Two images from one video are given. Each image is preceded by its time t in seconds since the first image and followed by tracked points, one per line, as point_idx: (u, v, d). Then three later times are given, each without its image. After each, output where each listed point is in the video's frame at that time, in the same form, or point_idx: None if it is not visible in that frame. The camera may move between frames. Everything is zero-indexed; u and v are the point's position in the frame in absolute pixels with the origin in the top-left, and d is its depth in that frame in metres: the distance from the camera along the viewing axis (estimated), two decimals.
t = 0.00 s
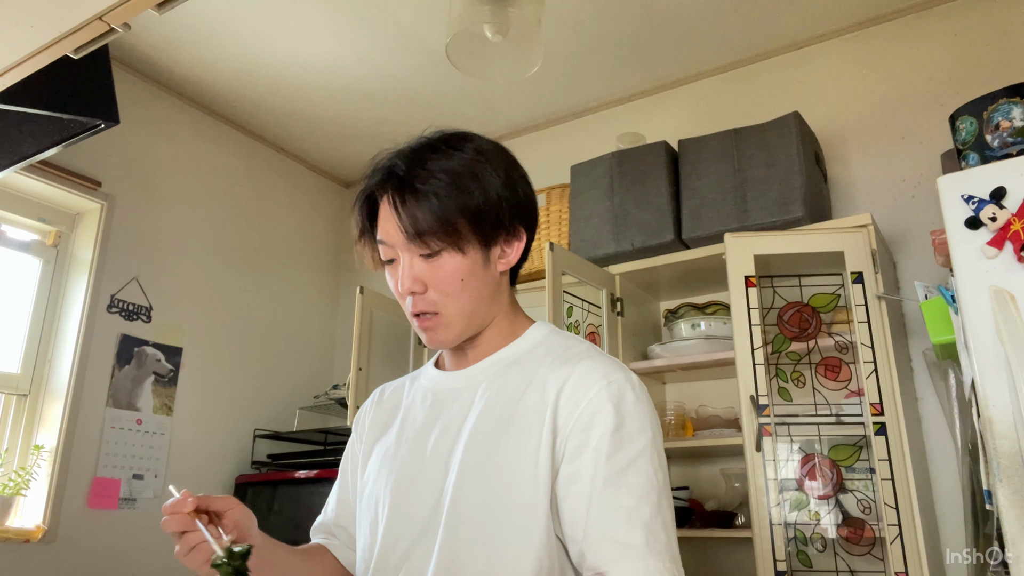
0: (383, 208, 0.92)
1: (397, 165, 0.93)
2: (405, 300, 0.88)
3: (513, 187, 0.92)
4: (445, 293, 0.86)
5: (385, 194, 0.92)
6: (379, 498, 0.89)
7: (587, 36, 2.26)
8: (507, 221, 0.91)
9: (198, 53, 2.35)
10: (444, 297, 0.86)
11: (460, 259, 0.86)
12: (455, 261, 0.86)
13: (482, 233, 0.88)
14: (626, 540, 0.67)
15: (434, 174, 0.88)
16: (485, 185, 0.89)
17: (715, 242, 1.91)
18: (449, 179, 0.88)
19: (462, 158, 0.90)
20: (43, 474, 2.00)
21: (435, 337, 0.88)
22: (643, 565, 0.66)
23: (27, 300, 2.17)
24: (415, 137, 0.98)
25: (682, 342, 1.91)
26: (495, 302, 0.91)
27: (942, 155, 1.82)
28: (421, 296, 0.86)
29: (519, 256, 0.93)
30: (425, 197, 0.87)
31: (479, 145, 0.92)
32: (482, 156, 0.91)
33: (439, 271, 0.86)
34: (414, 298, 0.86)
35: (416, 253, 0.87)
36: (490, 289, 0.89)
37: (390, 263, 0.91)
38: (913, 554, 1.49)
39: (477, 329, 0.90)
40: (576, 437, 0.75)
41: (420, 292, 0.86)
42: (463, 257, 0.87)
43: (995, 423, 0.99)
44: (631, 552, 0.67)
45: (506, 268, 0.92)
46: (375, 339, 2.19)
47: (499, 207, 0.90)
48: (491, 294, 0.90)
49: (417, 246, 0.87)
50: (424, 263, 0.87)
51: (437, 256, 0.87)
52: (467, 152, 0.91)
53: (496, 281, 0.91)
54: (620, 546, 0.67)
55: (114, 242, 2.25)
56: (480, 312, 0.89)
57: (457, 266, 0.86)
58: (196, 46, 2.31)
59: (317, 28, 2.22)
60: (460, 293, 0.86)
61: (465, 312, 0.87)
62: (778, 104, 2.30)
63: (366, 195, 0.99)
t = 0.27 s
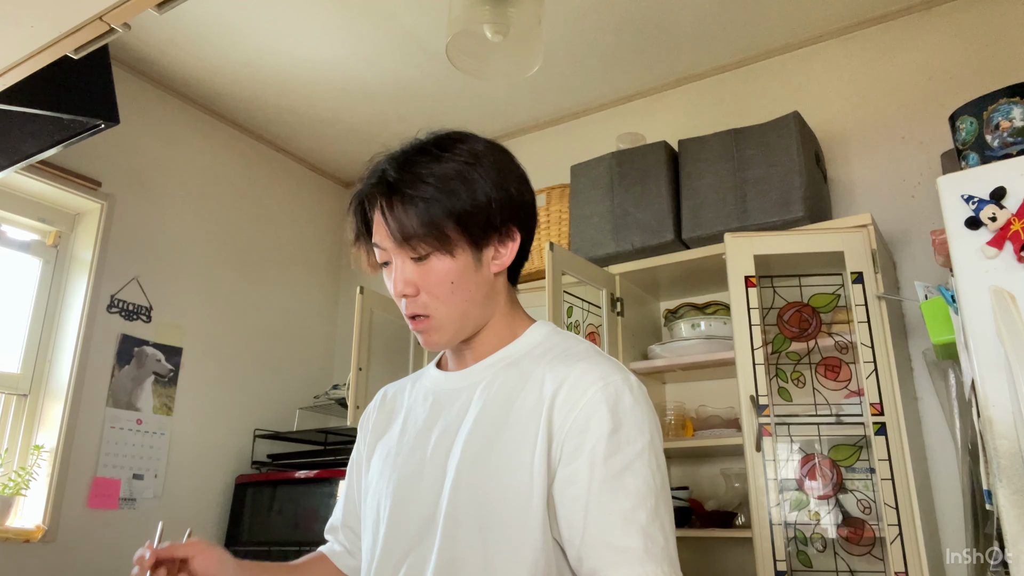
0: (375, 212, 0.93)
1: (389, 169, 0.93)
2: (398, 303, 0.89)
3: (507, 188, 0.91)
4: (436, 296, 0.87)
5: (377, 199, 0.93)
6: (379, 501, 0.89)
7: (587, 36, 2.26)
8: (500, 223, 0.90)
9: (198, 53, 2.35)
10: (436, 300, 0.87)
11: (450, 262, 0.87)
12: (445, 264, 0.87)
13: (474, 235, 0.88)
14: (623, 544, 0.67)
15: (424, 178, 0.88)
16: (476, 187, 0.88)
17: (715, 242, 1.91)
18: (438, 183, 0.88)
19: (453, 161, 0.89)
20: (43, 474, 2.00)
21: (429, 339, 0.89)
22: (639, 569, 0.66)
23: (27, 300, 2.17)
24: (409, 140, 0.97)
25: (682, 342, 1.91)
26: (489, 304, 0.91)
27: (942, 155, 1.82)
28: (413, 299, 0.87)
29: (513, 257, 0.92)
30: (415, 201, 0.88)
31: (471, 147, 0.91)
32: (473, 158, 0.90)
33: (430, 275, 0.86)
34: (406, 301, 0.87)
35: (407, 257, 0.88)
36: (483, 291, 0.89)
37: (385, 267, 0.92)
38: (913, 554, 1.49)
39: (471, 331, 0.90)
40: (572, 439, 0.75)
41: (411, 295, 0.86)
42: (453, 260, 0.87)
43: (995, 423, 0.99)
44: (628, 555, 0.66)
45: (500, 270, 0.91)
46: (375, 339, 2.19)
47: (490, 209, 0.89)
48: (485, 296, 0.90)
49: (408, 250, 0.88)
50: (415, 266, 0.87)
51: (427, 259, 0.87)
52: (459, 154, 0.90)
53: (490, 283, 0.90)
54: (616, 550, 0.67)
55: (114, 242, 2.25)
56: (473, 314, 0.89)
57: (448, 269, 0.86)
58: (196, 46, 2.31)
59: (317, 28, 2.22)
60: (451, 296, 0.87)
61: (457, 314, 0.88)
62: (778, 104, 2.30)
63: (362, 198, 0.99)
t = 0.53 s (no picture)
0: (366, 215, 0.93)
1: (378, 172, 0.92)
2: (393, 306, 0.89)
3: (497, 189, 0.90)
4: (428, 299, 0.87)
5: (367, 203, 0.92)
6: (379, 503, 0.89)
7: (588, 36, 2.26)
8: (490, 224, 0.89)
9: (198, 53, 2.35)
10: (428, 303, 0.87)
11: (440, 265, 0.87)
12: (435, 268, 0.87)
13: (464, 238, 0.87)
14: (622, 545, 0.67)
15: (412, 181, 0.88)
16: (464, 190, 0.88)
17: (715, 242, 1.91)
18: (427, 186, 0.87)
19: (441, 163, 0.88)
20: (43, 474, 2.00)
21: (423, 341, 0.90)
22: (639, 569, 0.66)
23: (28, 300, 2.17)
24: (399, 141, 0.96)
25: (682, 342, 1.91)
26: (482, 304, 0.91)
27: (943, 155, 1.82)
28: (406, 302, 0.87)
29: (506, 257, 0.92)
30: (403, 206, 0.87)
31: (459, 148, 0.90)
32: (462, 160, 0.89)
33: (421, 278, 0.87)
34: (399, 304, 0.88)
35: (398, 260, 0.88)
36: (475, 292, 0.89)
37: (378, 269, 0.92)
38: (913, 554, 1.49)
39: (465, 332, 0.90)
40: (569, 439, 0.75)
41: (404, 299, 0.87)
42: (443, 263, 0.87)
43: (995, 423, 0.99)
44: (627, 556, 0.66)
45: (493, 270, 0.91)
46: (375, 339, 2.19)
47: (480, 211, 0.88)
48: (476, 297, 0.90)
49: (398, 254, 0.88)
50: (406, 271, 0.87)
51: (418, 263, 0.87)
52: (448, 156, 0.89)
53: (482, 284, 0.90)
54: (616, 550, 0.67)
55: (114, 241, 2.25)
56: (465, 315, 0.89)
57: (439, 273, 0.87)
58: (197, 46, 2.31)
59: (317, 28, 2.22)
60: (442, 299, 0.87)
61: (449, 316, 0.88)
62: (778, 104, 2.30)
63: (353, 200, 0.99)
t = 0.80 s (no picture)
0: (362, 218, 0.93)
1: (374, 175, 0.92)
2: (391, 307, 0.89)
3: (493, 189, 0.90)
4: (426, 301, 0.87)
5: (363, 205, 0.92)
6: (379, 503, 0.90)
7: (588, 36, 2.26)
8: (486, 225, 0.89)
9: (198, 53, 2.35)
10: (425, 305, 0.87)
11: (437, 267, 0.87)
12: (432, 270, 0.87)
13: (460, 239, 0.87)
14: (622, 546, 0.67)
15: (407, 184, 0.88)
16: (460, 191, 0.87)
17: (714, 242, 1.91)
18: (422, 189, 0.87)
19: (436, 165, 0.88)
20: (43, 474, 2.00)
21: (422, 342, 0.90)
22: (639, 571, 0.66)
23: (27, 300, 2.17)
24: (395, 141, 0.96)
25: (682, 342, 1.91)
26: (480, 305, 0.91)
27: (942, 155, 1.82)
28: (404, 304, 0.87)
29: (503, 258, 0.91)
30: (399, 208, 0.87)
31: (455, 149, 0.89)
32: (457, 162, 0.88)
33: (417, 280, 0.87)
34: (397, 306, 0.88)
35: (395, 263, 0.88)
36: (472, 294, 0.89)
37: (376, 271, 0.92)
38: (913, 554, 1.49)
39: (463, 333, 0.91)
40: (568, 440, 0.75)
41: (402, 301, 0.87)
42: (440, 265, 0.87)
43: (995, 423, 0.99)
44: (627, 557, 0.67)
45: (490, 271, 0.91)
46: (375, 339, 2.19)
47: (476, 212, 0.88)
48: (474, 298, 0.90)
49: (394, 257, 0.88)
50: (403, 273, 0.88)
51: (414, 265, 0.87)
52: (443, 158, 0.89)
53: (479, 285, 0.90)
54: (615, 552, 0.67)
55: (114, 241, 2.25)
56: (463, 316, 0.89)
57: (436, 275, 0.87)
58: (197, 46, 2.31)
59: (317, 28, 2.22)
60: (440, 301, 0.87)
61: (447, 318, 0.88)
62: (778, 104, 2.30)
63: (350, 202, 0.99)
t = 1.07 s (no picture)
0: (359, 220, 0.93)
1: (369, 177, 0.92)
2: (389, 309, 0.90)
3: (490, 190, 0.89)
4: (423, 303, 0.87)
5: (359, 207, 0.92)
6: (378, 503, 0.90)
7: (587, 36, 2.26)
8: (483, 226, 0.89)
9: (198, 54, 2.35)
10: (423, 307, 0.87)
11: (434, 269, 0.87)
12: (429, 271, 0.87)
13: (457, 240, 0.87)
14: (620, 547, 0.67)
15: (403, 185, 0.88)
16: (456, 193, 0.87)
17: (714, 242, 1.91)
18: (418, 190, 0.87)
19: (432, 166, 0.88)
20: (43, 474, 2.00)
21: (421, 343, 0.90)
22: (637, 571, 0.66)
23: (27, 300, 2.17)
24: (391, 142, 0.96)
25: (682, 342, 1.91)
26: (478, 306, 0.91)
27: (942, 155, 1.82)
28: (402, 306, 0.88)
29: (501, 258, 0.91)
30: (395, 210, 0.87)
31: (451, 150, 0.89)
32: (453, 163, 0.88)
33: (415, 281, 0.87)
34: (395, 308, 0.88)
35: (392, 264, 0.88)
36: (470, 294, 0.89)
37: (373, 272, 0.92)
38: (913, 554, 1.49)
39: (462, 333, 0.91)
40: (565, 441, 0.75)
41: (399, 302, 0.87)
42: (437, 267, 0.87)
43: (995, 423, 0.99)
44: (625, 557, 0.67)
45: (488, 272, 0.91)
46: (375, 338, 2.19)
47: (472, 213, 0.88)
48: (472, 299, 0.90)
49: (392, 259, 0.88)
50: (400, 274, 0.88)
51: (412, 266, 0.87)
52: (439, 159, 0.88)
53: (477, 285, 0.90)
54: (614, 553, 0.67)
55: (114, 241, 2.25)
56: (461, 317, 0.89)
57: (433, 276, 0.87)
58: (197, 47, 2.31)
59: (317, 28, 2.22)
60: (437, 302, 0.87)
61: (444, 319, 0.88)
62: (778, 104, 2.30)
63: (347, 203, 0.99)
